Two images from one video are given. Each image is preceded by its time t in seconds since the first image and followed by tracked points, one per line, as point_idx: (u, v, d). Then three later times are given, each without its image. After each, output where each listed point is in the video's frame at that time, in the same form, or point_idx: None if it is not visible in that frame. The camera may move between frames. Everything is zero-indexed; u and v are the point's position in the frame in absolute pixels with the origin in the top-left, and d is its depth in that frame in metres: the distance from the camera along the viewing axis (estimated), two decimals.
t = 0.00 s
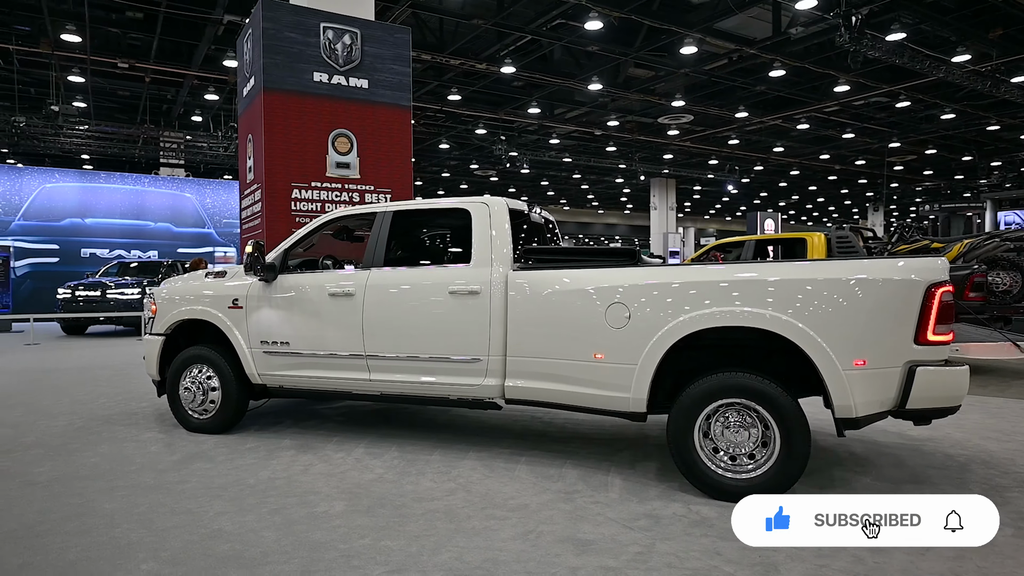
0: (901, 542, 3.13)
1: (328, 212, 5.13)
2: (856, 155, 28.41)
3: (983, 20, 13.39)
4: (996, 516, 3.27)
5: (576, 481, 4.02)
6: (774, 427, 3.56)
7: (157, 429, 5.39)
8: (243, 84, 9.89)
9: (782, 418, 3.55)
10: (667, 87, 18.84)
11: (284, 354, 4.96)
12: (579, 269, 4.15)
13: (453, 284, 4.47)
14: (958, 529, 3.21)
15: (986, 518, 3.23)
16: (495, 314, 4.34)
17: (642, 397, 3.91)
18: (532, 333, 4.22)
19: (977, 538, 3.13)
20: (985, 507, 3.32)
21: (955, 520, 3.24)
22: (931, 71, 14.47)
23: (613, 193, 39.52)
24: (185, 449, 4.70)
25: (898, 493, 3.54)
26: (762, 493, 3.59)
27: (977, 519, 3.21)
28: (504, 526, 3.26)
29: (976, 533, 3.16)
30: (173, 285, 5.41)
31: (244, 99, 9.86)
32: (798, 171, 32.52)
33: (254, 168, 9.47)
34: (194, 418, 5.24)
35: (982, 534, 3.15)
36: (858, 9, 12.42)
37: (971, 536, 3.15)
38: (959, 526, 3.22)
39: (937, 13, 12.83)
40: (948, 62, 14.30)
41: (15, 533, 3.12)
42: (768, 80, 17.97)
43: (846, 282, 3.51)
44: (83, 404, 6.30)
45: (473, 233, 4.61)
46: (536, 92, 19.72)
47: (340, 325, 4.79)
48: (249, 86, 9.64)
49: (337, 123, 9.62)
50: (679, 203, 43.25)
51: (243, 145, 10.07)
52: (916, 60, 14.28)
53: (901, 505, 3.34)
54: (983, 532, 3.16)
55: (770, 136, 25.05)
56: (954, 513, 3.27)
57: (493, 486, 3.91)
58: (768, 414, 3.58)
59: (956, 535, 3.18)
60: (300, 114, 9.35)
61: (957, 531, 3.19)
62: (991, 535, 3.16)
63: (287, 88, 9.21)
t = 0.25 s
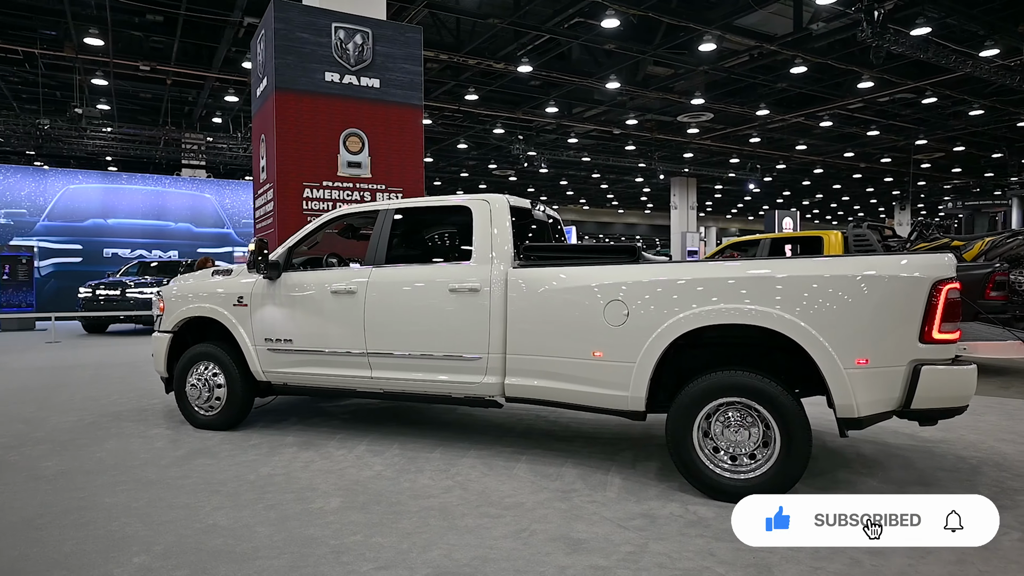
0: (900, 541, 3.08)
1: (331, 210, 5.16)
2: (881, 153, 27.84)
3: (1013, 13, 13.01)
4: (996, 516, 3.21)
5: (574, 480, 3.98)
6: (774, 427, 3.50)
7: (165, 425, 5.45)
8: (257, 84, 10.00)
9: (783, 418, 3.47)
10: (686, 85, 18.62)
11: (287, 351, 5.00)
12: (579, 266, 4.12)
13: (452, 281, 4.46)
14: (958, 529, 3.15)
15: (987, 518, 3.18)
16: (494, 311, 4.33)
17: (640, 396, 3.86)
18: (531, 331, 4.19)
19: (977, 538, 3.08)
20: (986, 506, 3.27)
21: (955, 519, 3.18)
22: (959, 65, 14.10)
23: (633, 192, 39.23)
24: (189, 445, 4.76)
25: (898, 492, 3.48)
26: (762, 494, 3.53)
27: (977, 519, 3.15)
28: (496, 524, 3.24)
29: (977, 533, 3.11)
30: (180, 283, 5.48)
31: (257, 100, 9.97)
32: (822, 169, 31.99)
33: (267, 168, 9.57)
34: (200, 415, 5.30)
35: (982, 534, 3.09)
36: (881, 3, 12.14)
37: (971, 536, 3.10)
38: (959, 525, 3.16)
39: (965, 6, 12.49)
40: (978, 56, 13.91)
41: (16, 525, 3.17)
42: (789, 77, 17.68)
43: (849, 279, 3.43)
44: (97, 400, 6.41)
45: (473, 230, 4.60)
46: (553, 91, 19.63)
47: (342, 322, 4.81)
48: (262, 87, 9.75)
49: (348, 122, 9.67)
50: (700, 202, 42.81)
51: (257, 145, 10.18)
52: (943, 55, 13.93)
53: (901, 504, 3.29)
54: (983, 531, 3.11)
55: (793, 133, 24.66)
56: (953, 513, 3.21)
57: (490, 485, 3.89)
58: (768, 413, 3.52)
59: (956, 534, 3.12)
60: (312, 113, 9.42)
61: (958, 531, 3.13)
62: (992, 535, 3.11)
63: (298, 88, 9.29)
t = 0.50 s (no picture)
0: (900, 542, 3.06)
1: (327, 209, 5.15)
2: (898, 150, 27.41)
3: None
4: (997, 515, 3.18)
5: (566, 481, 3.93)
6: (766, 428, 3.43)
7: (162, 423, 5.47)
8: (261, 84, 10.05)
9: (775, 419, 3.40)
10: (699, 83, 18.43)
11: (282, 351, 5.00)
12: (570, 264, 4.08)
13: (445, 281, 4.44)
14: (958, 529, 3.13)
15: (987, 517, 3.16)
16: (487, 310, 4.29)
17: (631, 396, 3.81)
18: (523, 330, 4.16)
19: (977, 538, 3.06)
20: (986, 506, 3.24)
21: (955, 519, 3.16)
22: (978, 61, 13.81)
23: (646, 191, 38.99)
24: (184, 444, 4.77)
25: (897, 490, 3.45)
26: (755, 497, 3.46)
27: (977, 519, 3.13)
28: (481, 525, 3.21)
29: (977, 533, 3.09)
30: (178, 283, 5.50)
31: (262, 100, 10.02)
32: (838, 167, 31.61)
33: (271, 168, 9.62)
34: (198, 414, 5.33)
35: (982, 534, 3.07)
36: None
37: (970, 536, 3.08)
38: (959, 525, 3.14)
39: None
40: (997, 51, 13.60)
41: (5, 522, 3.19)
42: (802, 73, 17.45)
43: (844, 277, 3.35)
44: (99, 398, 6.46)
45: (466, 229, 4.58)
46: (564, 89, 19.54)
47: (336, 322, 4.80)
48: (266, 87, 9.80)
49: (352, 121, 9.68)
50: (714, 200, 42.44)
51: (262, 145, 10.23)
52: (960, 50, 13.65)
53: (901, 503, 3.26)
54: (983, 532, 3.09)
55: (808, 131, 24.36)
56: (954, 513, 3.18)
57: (480, 485, 3.86)
58: (760, 414, 3.45)
59: (955, 534, 3.11)
60: (315, 113, 9.44)
61: (958, 531, 3.11)
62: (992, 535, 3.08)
63: (302, 88, 9.32)
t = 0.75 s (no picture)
0: (900, 543, 3.04)
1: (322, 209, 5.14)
2: (915, 147, 27.00)
3: None
4: (996, 515, 3.17)
5: (556, 484, 3.89)
6: (758, 432, 3.36)
7: (160, 423, 5.49)
8: (265, 85, 10.09)
9: (767, 423, 3.34)
10: (710, 80, 18.25)
11: (277, 351, 5.00)
12: (561, 264, 4.03)
13: (437, 281, 4.40)
14: (958, 529, 3.12)
15: (987, 517, 3.14)
16: (478, 311, 4.26)
17: (621, 399, 3.77)
18: (514, 331, 4.12)
19: (976, 538, 3.05)
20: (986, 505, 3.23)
21: (955, 520, 3.15)
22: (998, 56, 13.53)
23: (658, 190, 38.75)
24: (179, 444, 4.78)
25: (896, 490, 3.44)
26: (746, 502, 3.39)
27: (977, 519, 3.12)
28: (466, 528, 3.18)
29: (977, 533, 3.08)
30: (176, 282, 5.51)
31: (266, 100, 10.06)
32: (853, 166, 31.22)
33: (275, 168, 9.65)
34: (195, 413, 5.34)
35: (982, 534, 3.06)
36: None
37: (970, 536, 3.07)
38: (959, 526, 3.13)
39: None
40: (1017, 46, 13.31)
41: None
42: (816, 70, 17.23)
43: (837, 278, 3.28)
44: (101, 398, 6.50)
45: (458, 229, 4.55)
46: (574, 88, 19.45)
47: (330, 322, 4.79)
48: (270, 88, 9.83)
49: (355, 121, 9.69)
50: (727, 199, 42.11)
51: (266, 145, 10.27)
52: (977, 45, 13.38)
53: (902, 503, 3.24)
54: (985, 532, 3.07)
55: (823, 128, 24.07)
56: (953, 513, 3.17)
57: (470, 488, 3.82)
58: (752, 417, 3.38)
59: (954, 535, 3.10)
60: (318, 113, 9.46)
61: (957, 531, 3.11)
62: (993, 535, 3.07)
63: (304, 88, 9.34)
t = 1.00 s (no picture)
0: (901, 543, 3.02)
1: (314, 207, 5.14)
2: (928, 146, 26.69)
3: None
4: (996, 514, 3.15)
5: (542, 484, 3.85)
6: (745, 432, 3.31)
7: (152, 422, 5.50)
8: (266, 85, 10.11)
9: (753, 423, 3.28)
10: (718, 79, 18.11)
11: (268, 349, 5.00)
12: (548, 262, 4.00)
13: (425, 279, 4.38)
14: (958, 529, 3.10)
15: (987, 517, 3.12)
16: (466, 309, 4.23)
17: (608, 398, 3.73)
18: (502, 330, 4.09)
19: (977, 538, 3.02)
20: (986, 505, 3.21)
21: (955, 520, 3.13)
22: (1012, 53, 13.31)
23: (666, 189, 38.57)
24: (170, 442, 4.78)
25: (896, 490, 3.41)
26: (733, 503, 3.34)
27: (977, 519, 3.10)
28: (446, 528, 3.15)
29: (977, 533, 3.06)
30: (169, 281, 5.53)
31: (267, 100, 10.09)
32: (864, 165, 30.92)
33: (275, 168, 9.67)
34: (188, 412, 5.35)
35: (982, 534, 3.04)
36: None
37: (970, 536, 3.05)
38: (959, 526, 3.11)
39: None
40: None
41: None
42: (824, 68, 17.07)
43: (824, 275, 3.22)
44: (98, 396, 6.52)
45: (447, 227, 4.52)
46: (581, 87, 19.37)
47: (320, 321, 4.78)
48: (271, 87, 9.85)
49: (355, 120, 9.69)
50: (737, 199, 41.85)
51: (267, 144, 10.29)
52: (989, 42, 13.18)
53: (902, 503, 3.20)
54: (984, 532, 3.05)
55: (833, 127, 23.87)
56: (954, 513, 3.15)
57: (455, 487, 3.79)
58: (739, 417, 3.33)
59: (955, 535, 3.07)
60: (318, 113, 9.46)
61: (958, 531, 3.08)
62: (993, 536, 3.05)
63: (304, 87, 9.35)
